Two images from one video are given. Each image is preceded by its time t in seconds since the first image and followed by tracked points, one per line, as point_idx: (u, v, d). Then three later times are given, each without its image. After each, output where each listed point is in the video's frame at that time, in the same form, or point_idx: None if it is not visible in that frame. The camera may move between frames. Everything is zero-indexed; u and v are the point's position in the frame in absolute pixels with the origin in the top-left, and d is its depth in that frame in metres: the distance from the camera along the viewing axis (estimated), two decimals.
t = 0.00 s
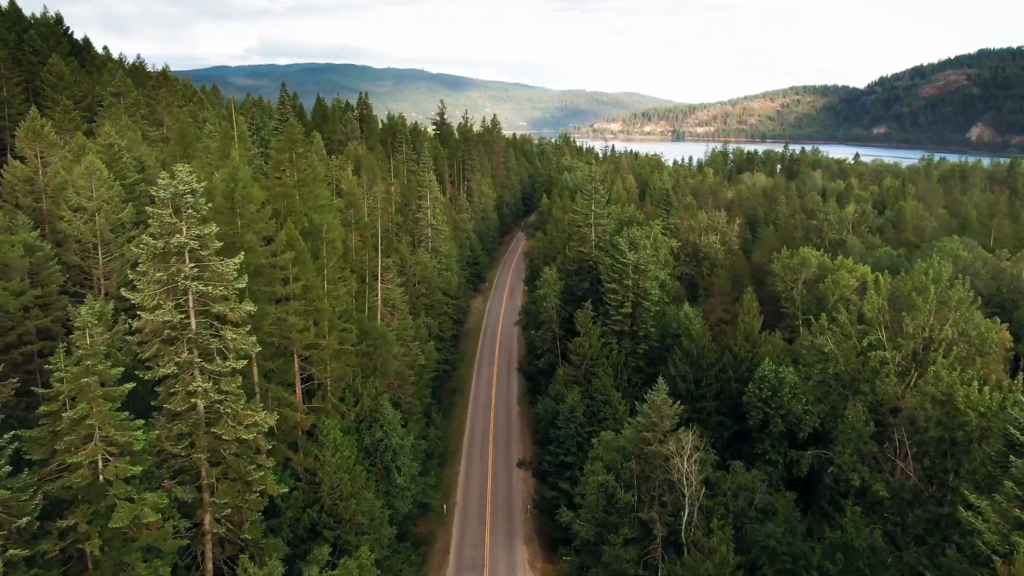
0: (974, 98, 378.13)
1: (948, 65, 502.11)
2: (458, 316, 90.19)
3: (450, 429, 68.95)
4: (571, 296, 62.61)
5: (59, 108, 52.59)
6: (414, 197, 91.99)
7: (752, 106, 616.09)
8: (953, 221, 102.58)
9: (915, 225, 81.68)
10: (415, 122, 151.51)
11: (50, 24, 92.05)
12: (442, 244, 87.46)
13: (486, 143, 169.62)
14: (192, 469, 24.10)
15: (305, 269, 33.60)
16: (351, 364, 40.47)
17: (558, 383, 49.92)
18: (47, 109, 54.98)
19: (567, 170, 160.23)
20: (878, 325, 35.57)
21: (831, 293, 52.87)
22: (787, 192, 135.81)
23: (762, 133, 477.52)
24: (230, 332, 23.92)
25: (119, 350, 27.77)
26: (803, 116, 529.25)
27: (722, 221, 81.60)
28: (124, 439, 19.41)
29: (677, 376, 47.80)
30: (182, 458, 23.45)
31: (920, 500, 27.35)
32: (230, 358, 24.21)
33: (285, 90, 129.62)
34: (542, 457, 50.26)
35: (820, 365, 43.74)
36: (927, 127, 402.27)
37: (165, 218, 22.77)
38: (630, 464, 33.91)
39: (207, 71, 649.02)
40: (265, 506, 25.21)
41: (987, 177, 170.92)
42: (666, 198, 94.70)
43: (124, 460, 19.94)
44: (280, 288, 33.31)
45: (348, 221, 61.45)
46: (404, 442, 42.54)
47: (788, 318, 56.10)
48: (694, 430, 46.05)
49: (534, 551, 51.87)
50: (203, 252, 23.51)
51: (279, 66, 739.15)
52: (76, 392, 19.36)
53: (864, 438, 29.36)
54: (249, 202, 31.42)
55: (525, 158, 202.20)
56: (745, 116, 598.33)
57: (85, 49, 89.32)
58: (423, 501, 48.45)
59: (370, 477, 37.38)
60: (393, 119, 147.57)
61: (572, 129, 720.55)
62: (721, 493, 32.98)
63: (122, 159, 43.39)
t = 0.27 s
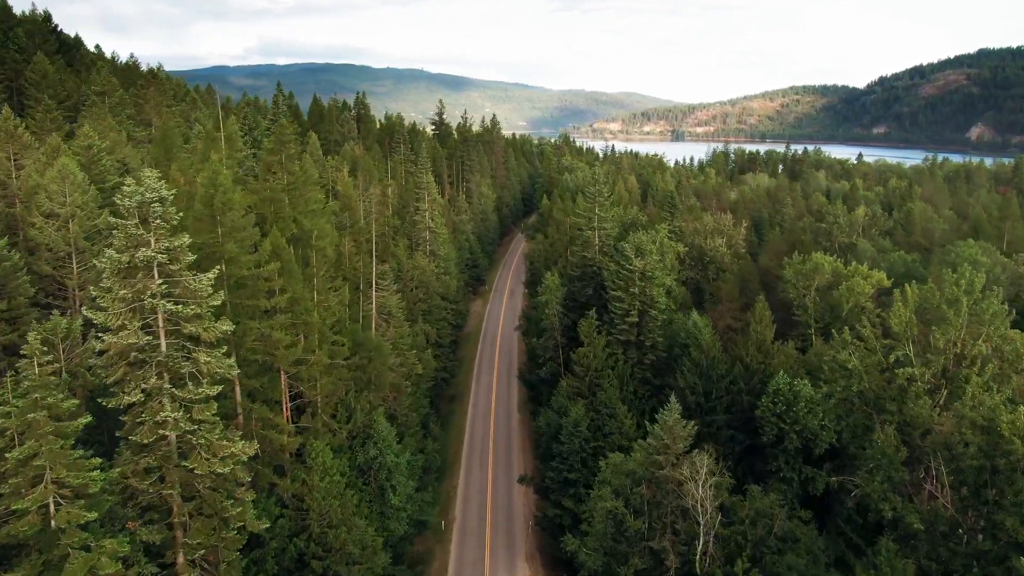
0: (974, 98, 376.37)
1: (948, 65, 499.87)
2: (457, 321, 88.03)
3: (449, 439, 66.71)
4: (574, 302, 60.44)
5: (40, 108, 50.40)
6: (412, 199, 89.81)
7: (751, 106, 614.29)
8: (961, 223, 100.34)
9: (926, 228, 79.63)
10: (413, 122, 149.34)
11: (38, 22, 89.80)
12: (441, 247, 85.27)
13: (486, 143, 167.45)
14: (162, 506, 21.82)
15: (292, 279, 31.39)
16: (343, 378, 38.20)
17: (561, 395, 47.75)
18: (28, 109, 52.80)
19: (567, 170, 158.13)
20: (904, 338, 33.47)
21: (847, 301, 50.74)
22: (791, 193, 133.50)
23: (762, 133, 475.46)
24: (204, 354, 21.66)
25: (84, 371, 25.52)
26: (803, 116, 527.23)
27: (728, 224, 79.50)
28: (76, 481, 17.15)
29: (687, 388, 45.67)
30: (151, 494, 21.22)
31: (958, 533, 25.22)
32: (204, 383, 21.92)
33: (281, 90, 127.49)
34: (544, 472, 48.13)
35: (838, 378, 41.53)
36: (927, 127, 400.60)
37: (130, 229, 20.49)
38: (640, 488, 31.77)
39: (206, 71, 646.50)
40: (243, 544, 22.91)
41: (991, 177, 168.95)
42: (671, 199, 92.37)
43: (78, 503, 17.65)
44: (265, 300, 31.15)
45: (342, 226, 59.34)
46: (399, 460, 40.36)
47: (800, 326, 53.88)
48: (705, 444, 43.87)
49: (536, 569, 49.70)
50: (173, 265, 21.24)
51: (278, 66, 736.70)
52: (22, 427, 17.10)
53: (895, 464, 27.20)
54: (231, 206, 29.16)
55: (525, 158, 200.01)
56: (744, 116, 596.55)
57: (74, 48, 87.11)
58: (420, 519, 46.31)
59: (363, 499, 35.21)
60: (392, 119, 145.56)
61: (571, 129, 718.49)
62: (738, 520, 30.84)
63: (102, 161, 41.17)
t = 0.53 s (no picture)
0: (974, 97, 373.60)
1: (946, 65, 497.08)
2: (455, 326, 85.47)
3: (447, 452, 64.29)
4: (578, 311, 57.93)
5: (16, 108, 47.87)
6: (409, 201, 87.27)
7: (751, 106, 611.99)
8: (972, 226, 97.72)
9: (938, 232, 77.17)
10: (411, 122, 146.77)
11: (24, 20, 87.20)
12: (439, 251, 82.69)
13: (485, 143, 164.81)
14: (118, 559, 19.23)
15: (273, 294, 28.79)
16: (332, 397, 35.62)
17: (565, 411, 45.21)
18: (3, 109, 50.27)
19: (568, 171, 155.47)
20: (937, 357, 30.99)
21: (865, 311, 48.17)
22: (795, 195, 130.82)
23: (761, 133, 472.90)
24: (165, 386, 19.04)
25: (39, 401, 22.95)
26: (803, 116, 524.70)
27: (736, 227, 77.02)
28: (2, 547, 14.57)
29: (698, 404, 43.20)
30: (105, 547, 18.65)
31: None
32: (165, 419, 19.27)
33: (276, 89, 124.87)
34: (547, 492, 45.68)
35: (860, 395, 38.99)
36: (927, 127, 398.36)
37: (78, 245, 17.80)
38: (653, 520, 29.31)
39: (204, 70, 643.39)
40: None
41: (996, 178, 166.53)
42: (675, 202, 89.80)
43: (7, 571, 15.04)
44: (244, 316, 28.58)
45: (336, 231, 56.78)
46: (392, 483, 37.86)
47: (816, 337, 51.33)
48: (717, 464, 41.38)
49: None
50: (130, 286, 18.59)
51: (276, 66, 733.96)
52: None
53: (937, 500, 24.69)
54: (205, 214, 26.50)
55: (525, 158, 197.29)
56: (744, 116, 594.25)
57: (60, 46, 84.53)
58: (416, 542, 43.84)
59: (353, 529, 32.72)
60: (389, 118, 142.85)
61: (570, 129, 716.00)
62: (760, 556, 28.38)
63: (75, 165, 38.62)
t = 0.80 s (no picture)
0: (974, 97, 371.18)
1: (946, 64, 495.20)
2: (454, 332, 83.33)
3: (446, 465, 62.23)
4: (581, 319, 55.79)
5: None
6: (407, 204, 85.06)
7: (751, 106, 610.05)
8: (982, 229, 95.59)
9: (951, 235, 75.08)
10: (409, 122, 144.52)
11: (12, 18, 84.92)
12: (438, 255, 80.52)
13: (484, 144, 162.68)
14: None
15: (255, 308, 26.70)
16: (325, 416, 33.49)
17: (569, 426, 43.06)
18: None
19: (568, 171, 153.29)
20: (974, 377, 28.77)
21: (883, 320, 45.99)
22: (799, 196, 128.73)
23: (761, 133, 470.95)
24: (122, 423, 16.79)
25: None
26: (803, 116, 522.79)
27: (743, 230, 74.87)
28: None
29: (710, 420, 41.11)
30: None
31: None
32: (124, 461, 17.05)
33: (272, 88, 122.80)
34: (551, 511, 43.58)
35: (883, 412, 36.83)
36: (928, 127, 396.54)
37: (20, 262, 15.44)
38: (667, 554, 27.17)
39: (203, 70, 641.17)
40: None
41: (1001, 179, 164.46)
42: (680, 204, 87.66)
43: None
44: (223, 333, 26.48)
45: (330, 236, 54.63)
46: (387, 505, 35.74)
47: (830, 346, 49.18)
48: (730, 483, 39.28)
49: None
50: (79, 312, 16.27)
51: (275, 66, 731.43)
52: None
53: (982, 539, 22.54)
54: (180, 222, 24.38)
55: (525, 158, 195.11)
56: (744, 116, 592.23)
57: (48, 45, 82.24)
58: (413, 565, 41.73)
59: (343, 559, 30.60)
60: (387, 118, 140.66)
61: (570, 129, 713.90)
62: None
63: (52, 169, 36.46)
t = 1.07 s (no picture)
0: (974, 97, 369.89)
1: (946, 64, 493.92)
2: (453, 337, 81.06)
3: (443, 478, 60.06)
4: (585, 327, 53.59)
5: None
6: (405, 206, 82.80)
7: (751, 105, 608.33)
8: (991, 232, 93.48)
9: (963, 238, 73.01)
10: (407, 122, 142.27)
11: None
12: (436, 259, 78.32)
13: (484, 144, 160.47)
14: None
15: (231, 326, 24.68)
16: (313, 437, 31.31)
17: (573, 443, 40.85)
18: None
19: (568, 172, 151.08)
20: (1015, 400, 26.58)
21: (903, 330, 43.78)
22: (803, 198, 126.57)
23: (760, 133, 468.94)
24: (67, 472, 14.56)
25: None
26: (802, 115, 520.88)
27: (750, 233, 72.69)
28: None
29: (722, 437, 38.94)
30: None
31: None
32: (69, 514, 14.83)
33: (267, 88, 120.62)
34: (553, 532, 41.40)
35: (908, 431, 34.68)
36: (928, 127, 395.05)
37: None
38: None
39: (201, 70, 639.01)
40: None
41: (1005, 180, 162.77)
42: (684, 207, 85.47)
43: None
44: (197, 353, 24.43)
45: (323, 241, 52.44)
46: (380, 531, 33.59)
47: (846, 357, 46.96)
48: (744, 505, 37.10)
49: None
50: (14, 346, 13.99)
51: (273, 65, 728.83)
52: None
53: None
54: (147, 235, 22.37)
55: (524, 158, 192.94)
56: (744, 116, 590.47)
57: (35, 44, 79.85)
58: None
59: None
60: (384, 118, 138.39)
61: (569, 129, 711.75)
62: None
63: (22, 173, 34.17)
